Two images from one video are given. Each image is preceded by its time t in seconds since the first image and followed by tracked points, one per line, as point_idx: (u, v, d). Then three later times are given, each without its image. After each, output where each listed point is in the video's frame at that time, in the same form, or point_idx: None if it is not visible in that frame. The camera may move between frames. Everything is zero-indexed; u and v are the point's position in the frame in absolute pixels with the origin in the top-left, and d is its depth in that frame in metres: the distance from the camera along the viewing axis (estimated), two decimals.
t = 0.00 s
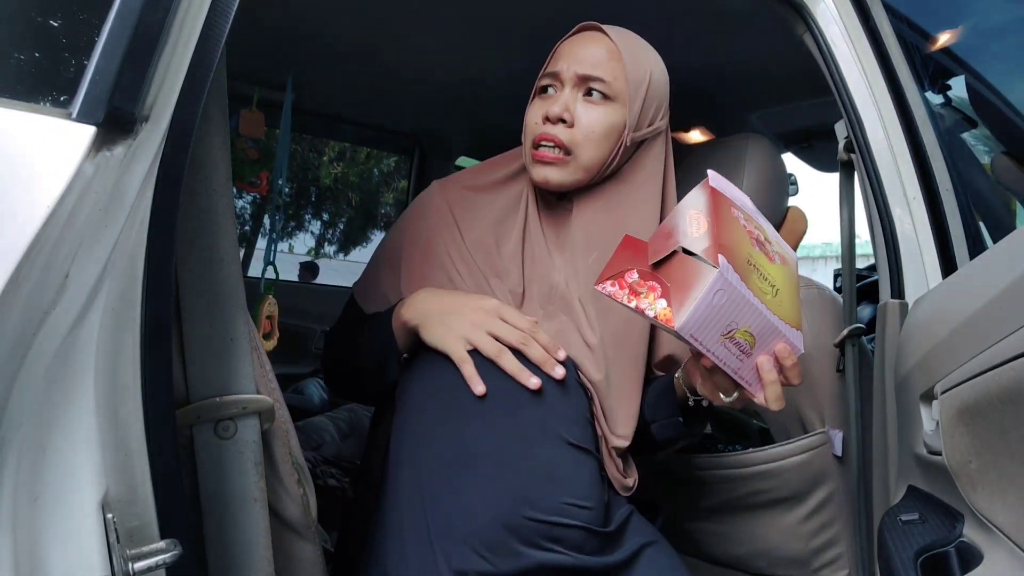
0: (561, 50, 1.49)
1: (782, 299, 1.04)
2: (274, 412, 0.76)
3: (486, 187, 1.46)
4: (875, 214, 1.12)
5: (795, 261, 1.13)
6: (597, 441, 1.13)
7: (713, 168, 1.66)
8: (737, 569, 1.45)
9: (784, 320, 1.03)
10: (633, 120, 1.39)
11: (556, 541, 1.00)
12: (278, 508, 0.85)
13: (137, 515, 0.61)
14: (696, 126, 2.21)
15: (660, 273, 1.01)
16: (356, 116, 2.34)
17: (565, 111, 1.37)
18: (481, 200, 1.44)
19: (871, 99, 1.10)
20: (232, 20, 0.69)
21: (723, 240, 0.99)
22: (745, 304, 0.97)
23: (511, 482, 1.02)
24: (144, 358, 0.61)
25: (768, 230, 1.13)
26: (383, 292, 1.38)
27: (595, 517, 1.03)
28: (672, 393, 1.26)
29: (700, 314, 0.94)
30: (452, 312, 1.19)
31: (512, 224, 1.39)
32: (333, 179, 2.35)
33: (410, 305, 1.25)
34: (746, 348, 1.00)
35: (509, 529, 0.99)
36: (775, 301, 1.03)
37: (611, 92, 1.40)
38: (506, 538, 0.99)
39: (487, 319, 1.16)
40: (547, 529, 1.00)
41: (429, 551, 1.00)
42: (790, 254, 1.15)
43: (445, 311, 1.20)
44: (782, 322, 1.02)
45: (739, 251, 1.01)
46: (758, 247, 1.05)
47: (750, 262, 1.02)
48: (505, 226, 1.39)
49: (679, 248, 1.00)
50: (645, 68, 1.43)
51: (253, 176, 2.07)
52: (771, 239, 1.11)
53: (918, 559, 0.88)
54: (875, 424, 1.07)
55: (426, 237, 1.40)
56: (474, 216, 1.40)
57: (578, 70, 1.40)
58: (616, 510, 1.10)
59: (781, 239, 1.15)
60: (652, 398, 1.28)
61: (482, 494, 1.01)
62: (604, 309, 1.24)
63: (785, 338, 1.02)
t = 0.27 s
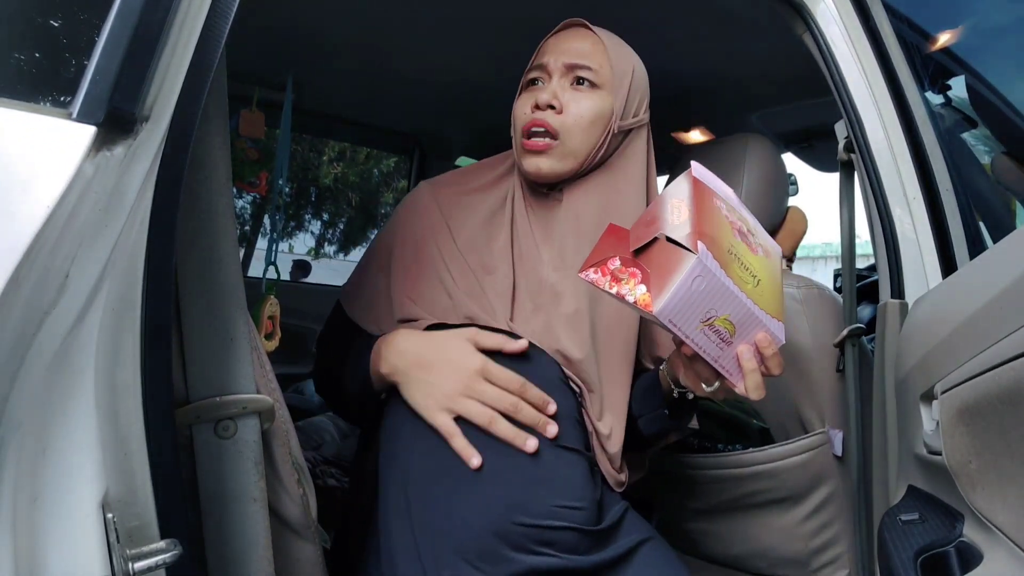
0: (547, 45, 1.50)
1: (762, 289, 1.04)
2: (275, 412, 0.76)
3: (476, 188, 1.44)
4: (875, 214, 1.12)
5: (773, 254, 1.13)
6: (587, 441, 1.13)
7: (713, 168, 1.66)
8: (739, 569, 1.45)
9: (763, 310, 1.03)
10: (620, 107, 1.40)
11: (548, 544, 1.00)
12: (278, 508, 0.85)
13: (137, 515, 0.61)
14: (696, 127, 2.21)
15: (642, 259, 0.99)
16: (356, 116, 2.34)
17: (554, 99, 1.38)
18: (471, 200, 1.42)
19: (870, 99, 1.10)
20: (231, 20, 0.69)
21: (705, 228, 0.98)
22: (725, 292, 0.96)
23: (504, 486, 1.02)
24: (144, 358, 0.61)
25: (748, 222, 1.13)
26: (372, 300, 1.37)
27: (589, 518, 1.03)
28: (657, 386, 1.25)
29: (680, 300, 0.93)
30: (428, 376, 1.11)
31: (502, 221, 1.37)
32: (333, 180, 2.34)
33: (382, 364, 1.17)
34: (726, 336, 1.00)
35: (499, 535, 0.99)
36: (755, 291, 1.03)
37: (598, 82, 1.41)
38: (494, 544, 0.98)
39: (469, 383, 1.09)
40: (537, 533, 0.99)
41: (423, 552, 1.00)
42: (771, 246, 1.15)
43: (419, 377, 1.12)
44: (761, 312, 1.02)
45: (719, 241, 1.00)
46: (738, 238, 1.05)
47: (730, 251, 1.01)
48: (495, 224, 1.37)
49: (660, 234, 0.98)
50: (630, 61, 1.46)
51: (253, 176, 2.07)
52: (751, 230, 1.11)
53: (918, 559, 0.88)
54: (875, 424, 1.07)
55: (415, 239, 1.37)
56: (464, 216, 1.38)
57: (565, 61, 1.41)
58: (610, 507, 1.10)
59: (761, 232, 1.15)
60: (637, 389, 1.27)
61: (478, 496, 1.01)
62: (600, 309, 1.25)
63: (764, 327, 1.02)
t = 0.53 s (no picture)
0: (549, 44, 1.50)
1: (749, 289, 1.04)
2: (275, 412, 0.76)
3: (473, 188, 1.44)
4: (875, 215, 1.12)
5: (760, 255, 1.12)
6: (585, 442, 1.13)
7: (713, 168, 1.66)
8: (735, 568, 1.44)
9: (751, 310, 1.02)
10: (620, 109, 1.40)
11: (539, 541, 1.00)
12: (278, 508, 0.85)
13: (138, 514, 0.61)
14: (696, 126, 2.21)
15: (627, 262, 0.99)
16: (356, 116, 2.34)
17: (554, 100, 1.37)
18: (468, 200, 1.41)
19: (871, 100, 1.10)
20: (232, 19, 0.69)
21: (688, 231, 0.98)
22: (711, 292, 0.96)
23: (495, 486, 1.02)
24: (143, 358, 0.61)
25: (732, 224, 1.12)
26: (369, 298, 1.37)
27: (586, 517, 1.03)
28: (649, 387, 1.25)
29: (665, 302, 0.93)
30: (358, 453, 1.11)
31: (499, 222, 1.37)
32: (333, 180, 2.35)
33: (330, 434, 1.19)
34: (714, 337, 0.99)
35: (487, 536, 0.99)
36: (742, 292, 1.02)
37: (599, 84, 1.40)
38: (483, 543, 0.99)
39: (383, 462, 1.07)
40: (526, 531, 0.99)
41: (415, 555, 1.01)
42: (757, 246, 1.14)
43: (353, 453, 1.13)
44: (749, 312, 1.01)
45: (704, 243, 0.99)
46: (723, 240, 1.04)
47: (716, 253, 1.00)
48: (491, 225, 1.36)
49: (643, 237, 0.97)
50: (631, 64, 1.45)
51: (253, 177, 2.08)
52: (735, 232, 1.11)
53: (918, 559, 0.88)
54: (875, 423, 1.07)
55: (413, 240, 1.37)
56: (460, 216, 1.38)
57: (567, 62, 1.41)
58: (606, 506, 1.10)
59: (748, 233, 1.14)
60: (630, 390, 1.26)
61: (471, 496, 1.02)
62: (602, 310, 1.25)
63: (752, 328, 1.02)
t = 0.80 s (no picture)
0: (538, 41, 1.51)
1: (750, 278, 1.03)
2: (275, 412, 0.76)
3: (471, 185, 1.44)
4: (875, 214, 1.12)
5: (764, 245, 1.12)
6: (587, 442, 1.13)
7: (713, 168, 1.66)
8: (734, 568, 1.44)
9: (752, 300, 1.02)
10: (611, 97, 1.40)
11: (544, 541, 0.99)
12: (278, 508, 0.85)
13: (137, 514, 0.61)
14: (695, 127, 2.21)
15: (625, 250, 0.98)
16: (357, 117, 2.34)
17: (543, 92, 1.38)
18: (466, 198, 1.41)
19: (870, 99, 1.10)
20: (232, 20, 0.69)
21: (688, 219, 0.97)
22: (710, 281, 0.95)
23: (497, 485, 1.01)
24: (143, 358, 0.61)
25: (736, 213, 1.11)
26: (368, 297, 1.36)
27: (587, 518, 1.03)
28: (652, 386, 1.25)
29: (662, 289, 0.92)
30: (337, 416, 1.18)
31: (497, 220, 1.36)
32: (333, 180, 2.35)
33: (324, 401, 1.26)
34: (713, 326, 0.99)
35: (492, 533, 0.98)
36: (744, 282, 1.02)
37: (587, 73, 1.41)
38: (489, 541, 0.97)
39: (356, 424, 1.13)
40: (531, 530, 0.99)
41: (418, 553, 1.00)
42: (761, 236, 1.13)
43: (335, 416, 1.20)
44: (749, 301, 1.01)
45: (703, 231, 0.99)
46: (725, 229, 1.04)
47: (715, 241, 1.00)
48: (489, 222, 1.36)
49: (641, 225, 0.97)
50: (620, 50, 1.45)
51: (253, 177, 2.11)
52: (738, 221, 1.10)
53: (918, 559, 0.88)
54: (876, 423, 1.07)
55: (411, 239, 1.37)
56: (458, 214, 1.38)
57: (553, 54, 1.42)
58: (609, 511, 1.10)
59: (750, 223, 1.13)
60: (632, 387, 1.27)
61: (472, 497, 1.00)
62: (602, 311, 1.25)
63: (752, 317, 1.02)
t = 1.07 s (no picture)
0: (550, 38, 1.50)
1: (736, 279, 1.03)
2: (275, 413, 0.76)
3: (469, 185, 1.45)
4: (875, 215, 1.12)
5: (752, 246, 1.11)
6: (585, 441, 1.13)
7: (713, 169, 1.66)
8: (735, 568, 1.44)
9: (738, 301, 1.01)
10: (622, 105, 1.41)
11: (544, 541, 0.99)
12: (278, 508, 0.85)
13: (137, 514, 0.61)
14: (695, 127, 2.22)
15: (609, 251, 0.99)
16: (357, 117, 2.34)
17: (559, 92, 1.37)
18: (464, 198, 1.42)
19: (871, 100, 1.10)
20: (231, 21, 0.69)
21: (671, 219, 0.97)
22: (694, 282, 0.95)
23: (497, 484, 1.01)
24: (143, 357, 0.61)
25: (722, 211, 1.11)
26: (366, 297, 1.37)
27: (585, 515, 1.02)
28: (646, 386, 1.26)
29: (644, 291, 0.92)
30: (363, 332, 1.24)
31: (493, 220, 1.37)
32: (333, 180, 2.35)
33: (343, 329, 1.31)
34: (697, 327, 0.99)
35: (493, 534, 0.98)
36: (728, 282, 1.01)
37: (602, 77, 1.41)
38: (489, 542, 0.97)
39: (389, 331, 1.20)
40: (532, 530, 0.98)
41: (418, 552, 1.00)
42: (749, 237, 1.13)
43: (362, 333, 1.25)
44: (735, 303, 1.01)
45: (686, 231, 0.98)
46: (710, 229, 1.03)
47: (700, 242, 1.00)
48: (485, 221, 1.36)
49: (624, 227, 0.97)
50: (631, 58, 1.46)
51: (254, 177, 2.09)
52: (725, 221, 1.09)
53: (918, 559, 0.88)
54: (876, 423, 1.07)
55: (409, 238, 1.38)
56: (456, 214, 1.38)
57: (571, 55, 1.41)
58: (605, 507, 1.10)
59: (739, 224, 1.13)
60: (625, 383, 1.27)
61: (472, 496, 1.00)
62: (598, 311, 1.25)
63: (738, 318, 1.01)
